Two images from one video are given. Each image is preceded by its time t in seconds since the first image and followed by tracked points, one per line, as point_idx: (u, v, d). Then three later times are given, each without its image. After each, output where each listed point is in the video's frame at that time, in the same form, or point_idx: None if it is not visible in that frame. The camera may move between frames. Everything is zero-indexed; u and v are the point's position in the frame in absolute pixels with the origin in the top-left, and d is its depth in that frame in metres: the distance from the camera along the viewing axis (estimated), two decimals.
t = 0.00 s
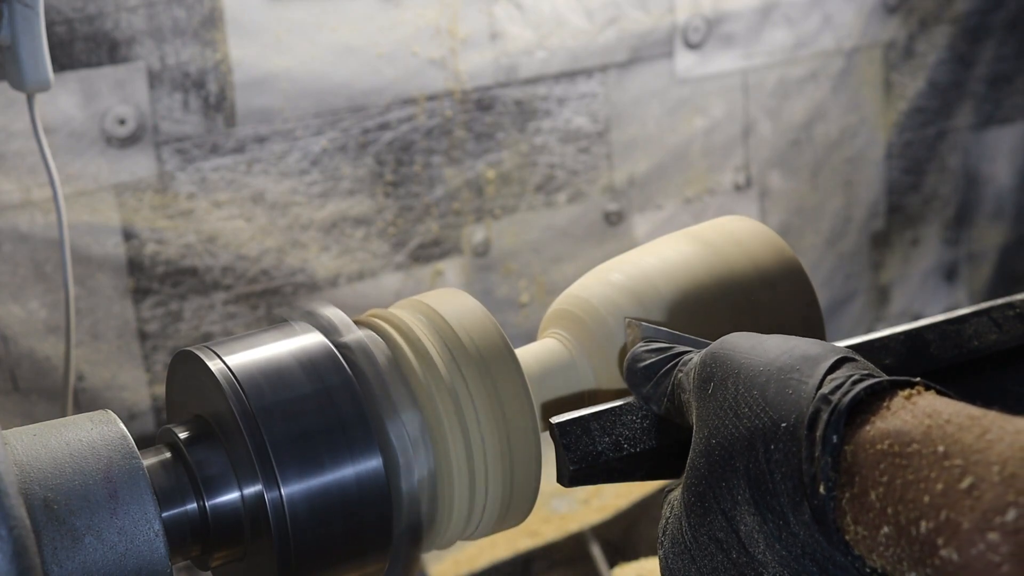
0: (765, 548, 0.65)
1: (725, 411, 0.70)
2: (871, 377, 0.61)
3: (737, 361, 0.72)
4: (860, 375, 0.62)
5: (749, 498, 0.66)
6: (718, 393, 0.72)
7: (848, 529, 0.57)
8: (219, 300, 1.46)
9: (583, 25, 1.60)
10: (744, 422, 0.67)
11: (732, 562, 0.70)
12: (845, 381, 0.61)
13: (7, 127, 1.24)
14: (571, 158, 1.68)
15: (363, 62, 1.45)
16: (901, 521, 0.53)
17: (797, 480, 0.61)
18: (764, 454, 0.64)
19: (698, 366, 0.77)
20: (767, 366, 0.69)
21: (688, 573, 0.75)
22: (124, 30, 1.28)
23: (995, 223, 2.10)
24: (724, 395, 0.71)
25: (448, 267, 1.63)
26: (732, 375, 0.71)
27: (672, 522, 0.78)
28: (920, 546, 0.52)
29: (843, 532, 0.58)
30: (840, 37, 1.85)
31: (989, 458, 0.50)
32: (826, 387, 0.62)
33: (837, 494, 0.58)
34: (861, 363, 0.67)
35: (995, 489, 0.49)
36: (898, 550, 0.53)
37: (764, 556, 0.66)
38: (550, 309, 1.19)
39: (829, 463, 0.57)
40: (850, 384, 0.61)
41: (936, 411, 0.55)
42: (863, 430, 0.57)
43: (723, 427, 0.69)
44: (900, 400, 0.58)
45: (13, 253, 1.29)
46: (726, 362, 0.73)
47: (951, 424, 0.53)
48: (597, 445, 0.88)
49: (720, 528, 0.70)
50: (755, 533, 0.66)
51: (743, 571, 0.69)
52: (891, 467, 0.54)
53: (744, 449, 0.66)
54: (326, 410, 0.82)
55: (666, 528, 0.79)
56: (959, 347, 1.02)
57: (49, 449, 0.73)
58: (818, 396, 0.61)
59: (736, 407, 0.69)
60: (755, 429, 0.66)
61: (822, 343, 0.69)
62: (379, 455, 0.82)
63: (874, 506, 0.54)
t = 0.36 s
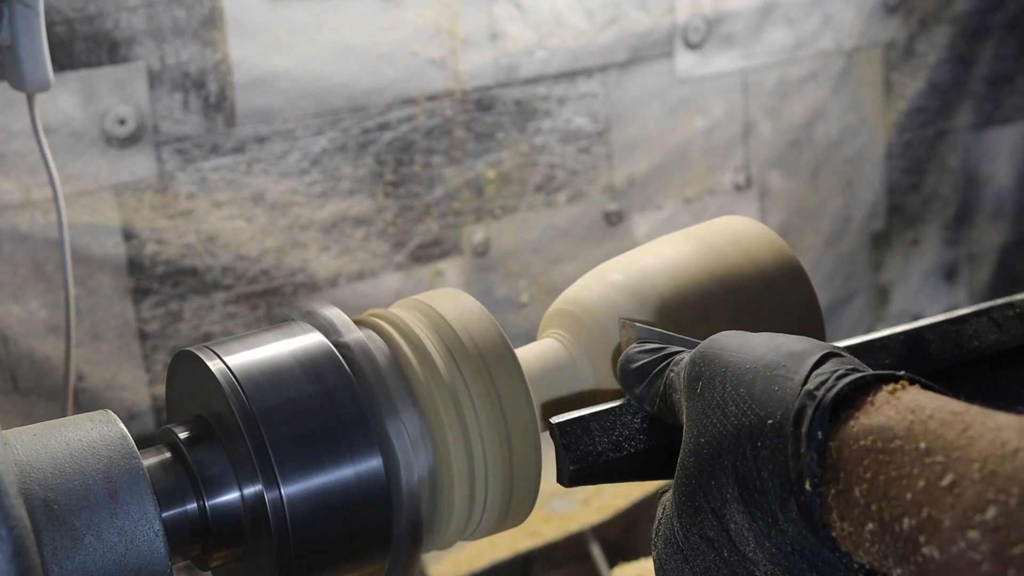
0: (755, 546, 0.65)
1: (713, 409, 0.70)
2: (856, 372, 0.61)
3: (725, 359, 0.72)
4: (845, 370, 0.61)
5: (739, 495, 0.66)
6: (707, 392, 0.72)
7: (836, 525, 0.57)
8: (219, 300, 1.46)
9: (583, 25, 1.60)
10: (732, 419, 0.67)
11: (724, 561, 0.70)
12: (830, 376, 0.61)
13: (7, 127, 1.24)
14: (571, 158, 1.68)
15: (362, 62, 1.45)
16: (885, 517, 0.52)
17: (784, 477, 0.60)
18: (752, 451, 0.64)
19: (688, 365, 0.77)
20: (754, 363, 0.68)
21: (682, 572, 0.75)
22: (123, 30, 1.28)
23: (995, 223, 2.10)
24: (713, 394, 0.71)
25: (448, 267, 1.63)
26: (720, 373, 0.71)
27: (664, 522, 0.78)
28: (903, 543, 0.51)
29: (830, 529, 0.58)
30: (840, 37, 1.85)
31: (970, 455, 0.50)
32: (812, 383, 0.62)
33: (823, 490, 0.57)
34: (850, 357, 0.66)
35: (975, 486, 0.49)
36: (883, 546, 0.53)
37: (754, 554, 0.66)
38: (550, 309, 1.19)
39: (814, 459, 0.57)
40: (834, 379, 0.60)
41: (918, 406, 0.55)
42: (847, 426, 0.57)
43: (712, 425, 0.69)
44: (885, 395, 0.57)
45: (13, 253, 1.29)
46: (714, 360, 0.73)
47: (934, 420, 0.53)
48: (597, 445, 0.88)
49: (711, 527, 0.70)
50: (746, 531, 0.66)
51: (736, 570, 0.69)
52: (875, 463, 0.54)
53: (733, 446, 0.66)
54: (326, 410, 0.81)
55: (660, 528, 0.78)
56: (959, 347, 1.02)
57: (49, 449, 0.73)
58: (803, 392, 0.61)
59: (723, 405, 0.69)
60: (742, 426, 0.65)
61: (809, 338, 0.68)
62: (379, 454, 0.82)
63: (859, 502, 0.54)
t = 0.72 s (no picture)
0: (757, 549, 0.65)
1: (720, 411, 0.70)
2: (863, 381, 0.61)
3: (735, 362, 0.72)
4: (853, 378, 0.61)
5: (742, 499, 0.66)
6: (714, 394, 0.72)
7: (838, 532, 0.57)
8: (219, 300, 1.46)
9: (583, 25, 1.60)
10: (738, 423, 0.67)
11: (726, 563, 0.70)
12: (837, 384, 0.61)
13: (7, 127, 1.24)
14: (571, 158, 1.68)
15: (362, 62, 1.45)
16: (888, 525, 0.52)
17: (788, 483, 0.60)
18: (756, 456, 0.64)
19: (696, 367, 0.77)
20: (763, 367, 0.68)
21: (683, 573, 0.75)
22: (124, 30, 1.28)
23: (995, 222, 2.11)
24: (720, 397, 0.71)
25: (448, 267, 1.63)
26: (730, 376, 0.71)
27: (666, 524, 0.78)
28: (907, 550, 0.51)
29: (833, 535, 0.58)
30: (840, 37, 1.85)
31: (975, 464, 0.50)
32: (820, 390, 0.62)
33: (827, 497, 0.57)
34: (858, 366, 0.66)
35: (980, 494, 0.49)
36: (886, 554, 0.53)
37: (756, 557, 0.66)
38: (550, 309, 1.19)
39: (820, 466, 0.57)
40: (842, 387, 0.60)
41: (924, 415, 0.55)
42: (853, 433, 0.57)
43: (717, 429, 0.69)
44: (892, 404, 0.57)
45: (13, 253, 1.29)
46: (724, 364, 0.73)
47: (940, 429, 0.53)
48: (597, 445, 0.88)
49: (713, 529, 0.70)
50: (748, 535, 0.66)
51: (737, 572, 0.69)
52: (880, 471, 0.54)
53: (737, 450, 0.66)
54: (327, 411, 0.81)
55: (661, 528, 0.79)
56: (960, 347, 1.02)
57: (49, 449, 0.73)
58: (810, 399, 0.61)
59: (731, 408, 0.69)
60: (748, 430, 0.65)
61: (818, 345, 0.69)
62: (379, 454, 0.82)
63: (862, 510, 0.54)
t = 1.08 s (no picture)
0: (752, 550, 0.65)
1: (715, 411, 0.70)
2: (857, 380, 0.61)
3: (729, 361, 0.72)
4: (847, 378, 0.61)
5: (737, 500, 0.66)
6: (709, 394, 0.72)
7: (833, 532, 0.57)
8: (219, 300, 1.46)
9: (583, 25, 1.60)
10: (733, 423, 0.67)
11: (720, 564, 0.70)
12: (832, 383, 0.61)
13: (7, 127, 1.24)
14: (571, 158, 1.68)
15: (363, 62, 1.45)
16: (883, 524, 0.53)
17: (783, 483, 0.60)
18: (752, 456, 0.64)
19: (691, 367, 0.77)
20: (757, 367, 0.68)
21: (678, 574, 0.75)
22: (124, 30, 1.28)
23: (995, 222, 2.11)
24: (715, 397, 0.71)
25: (448, 267, 1.63)
26: (724, 375, 0.71)
27: (660, 524, 0.78)
28: (900, 549, 0.52)
29: (828, 535, 0.58)
30: (840, 37, 1.85)
31: (967, 463, 0.50)
32: (814, 390, 0.62)
33: (822, 497, 0.57)
34: (852, 365, 0.67)
35: (973, 493, 0.49)
36: (881, 553, 0.53)
37: (751, 557, 0.66)
38: (550, 308, 1.19)
39: (814, 465, 0.57)
40: (836, 386, 0.60)
41: (918, 415, 0.55)
42: (848, 433, 0.57)
43: (712, 429, 0.69)
44: (886, 403, 0.58)
45: (13, 253, 1.29)
46: (718, 363, 0.73)
47: (933, 428, 0.53)
48: (597, 445, 0.88)
49: (708, 530, 0.70)
50: (743, 535, 0.66)
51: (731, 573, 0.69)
52: (874, 470, 0.54)
53: (733, 450, 0.66)
54: (328, 411, 0.81)
55: (655, 529, 0.79)
56: (959, 347, 1.02)
57: (49, 449, 0.73)
58: (805, 398, 0.61)
59: (726, 407, 0.69)
60: (743, 430, 0.65)
61: (813, 345, 0.69)
62: (379, 455, 0.82)
63: (857, 509, 0.54)
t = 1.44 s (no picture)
0: (741, 546, 0.65)
1: (704, 408, 0.70)
2: (843, 373, 0.61)
3: (717, 359, 0.72)
4: (833, 372, 0.61)
5: (726, 496, 0.65)
6: (699, 391, 0.72)
7: (819, 527, 0.57)
8: (219, 300, 1.46)
9: (583, 25, 1.60)
10: (721, 420, 0.67)
11: (711, 561, 0.70)
12: (818, 377, 0.61)
13: (7, 127, 1.24)
14: (571, 158, 1.68)
15: (362, 62, 1.45)
16: (867, 519, 0.52)
17: (770, 478, 0.60)
18: (739, 451, 0.64)
19: (682, 366, 0.77)
20: (745, 363, 0.68)
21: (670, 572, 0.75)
22: (123, 30, 1.28)
23: (995, 222, 2.11)
24: (704, 394, 0.71)
25: (448, 267, 1.63)
26: (712, 372, 0.71)
27: (652, 524, 0.78)
28: (885, 543, 0.52)
29: (815, 530, 0.57)
30: (840, 37, 1.85)
31: (951, 457, 0.49)
32: (801, 385, 0.62)
33: (808, 491, 0.57)
34: (839, 360, 0.66)
35: (955, 488, 0.48)
36: (866, 547, 0.53)
37: (740, 554, 0.66)
38: (551, 308, 1.19)
39: (800, 459, 0.57)
40: (822, 380, 0.60)
41: (904, 408, 0.54)
42: (833, 427, 0.57)
43: (702, 426, 0.69)
44: (872, 397, 0.57)
45: (13, 253, 1.29)
46: (707, 361, 0.73)
47: (917, 422, 0.53)
48: (597, 445, 0.88)
49: (698, 527, 0.70)
50: (732, 531, 0.65)
51: (722, 570, 0.69)
52: (858, 465, 0.53)
53: (721, 446, 0.66)
54: (328, 411, 0.81)
55: (647, 529, 0.79)
56: (960, 347, 1.02)
57: (49, 449, 0.73)
58: (792, 393, 0.61)
59: (714, 403, 0.69)
60: (730, 426, 0.65)
61: (801, 340, 0.69)
62: (380, 454, 0.82)
63: (842, 504, 0.54)
